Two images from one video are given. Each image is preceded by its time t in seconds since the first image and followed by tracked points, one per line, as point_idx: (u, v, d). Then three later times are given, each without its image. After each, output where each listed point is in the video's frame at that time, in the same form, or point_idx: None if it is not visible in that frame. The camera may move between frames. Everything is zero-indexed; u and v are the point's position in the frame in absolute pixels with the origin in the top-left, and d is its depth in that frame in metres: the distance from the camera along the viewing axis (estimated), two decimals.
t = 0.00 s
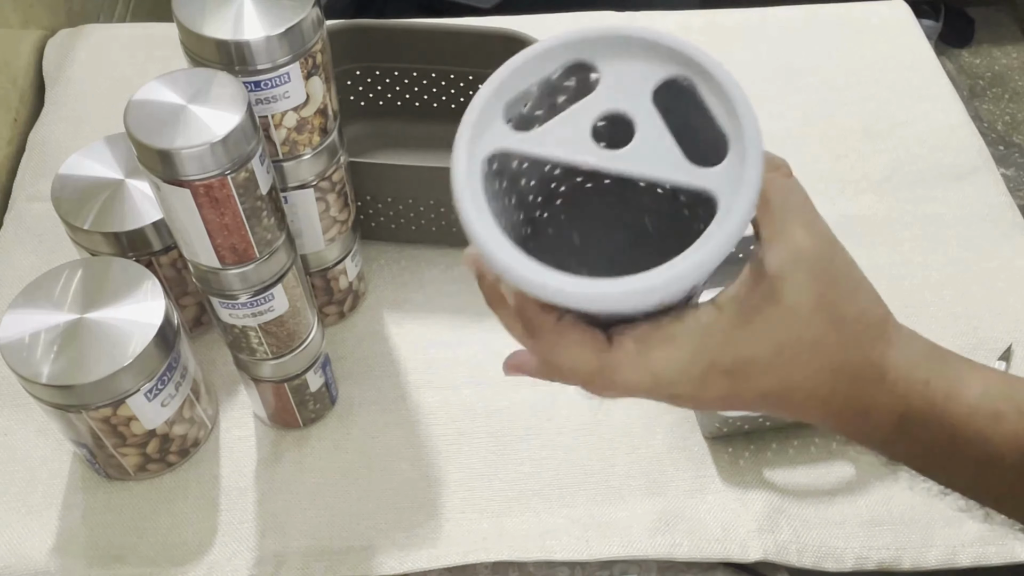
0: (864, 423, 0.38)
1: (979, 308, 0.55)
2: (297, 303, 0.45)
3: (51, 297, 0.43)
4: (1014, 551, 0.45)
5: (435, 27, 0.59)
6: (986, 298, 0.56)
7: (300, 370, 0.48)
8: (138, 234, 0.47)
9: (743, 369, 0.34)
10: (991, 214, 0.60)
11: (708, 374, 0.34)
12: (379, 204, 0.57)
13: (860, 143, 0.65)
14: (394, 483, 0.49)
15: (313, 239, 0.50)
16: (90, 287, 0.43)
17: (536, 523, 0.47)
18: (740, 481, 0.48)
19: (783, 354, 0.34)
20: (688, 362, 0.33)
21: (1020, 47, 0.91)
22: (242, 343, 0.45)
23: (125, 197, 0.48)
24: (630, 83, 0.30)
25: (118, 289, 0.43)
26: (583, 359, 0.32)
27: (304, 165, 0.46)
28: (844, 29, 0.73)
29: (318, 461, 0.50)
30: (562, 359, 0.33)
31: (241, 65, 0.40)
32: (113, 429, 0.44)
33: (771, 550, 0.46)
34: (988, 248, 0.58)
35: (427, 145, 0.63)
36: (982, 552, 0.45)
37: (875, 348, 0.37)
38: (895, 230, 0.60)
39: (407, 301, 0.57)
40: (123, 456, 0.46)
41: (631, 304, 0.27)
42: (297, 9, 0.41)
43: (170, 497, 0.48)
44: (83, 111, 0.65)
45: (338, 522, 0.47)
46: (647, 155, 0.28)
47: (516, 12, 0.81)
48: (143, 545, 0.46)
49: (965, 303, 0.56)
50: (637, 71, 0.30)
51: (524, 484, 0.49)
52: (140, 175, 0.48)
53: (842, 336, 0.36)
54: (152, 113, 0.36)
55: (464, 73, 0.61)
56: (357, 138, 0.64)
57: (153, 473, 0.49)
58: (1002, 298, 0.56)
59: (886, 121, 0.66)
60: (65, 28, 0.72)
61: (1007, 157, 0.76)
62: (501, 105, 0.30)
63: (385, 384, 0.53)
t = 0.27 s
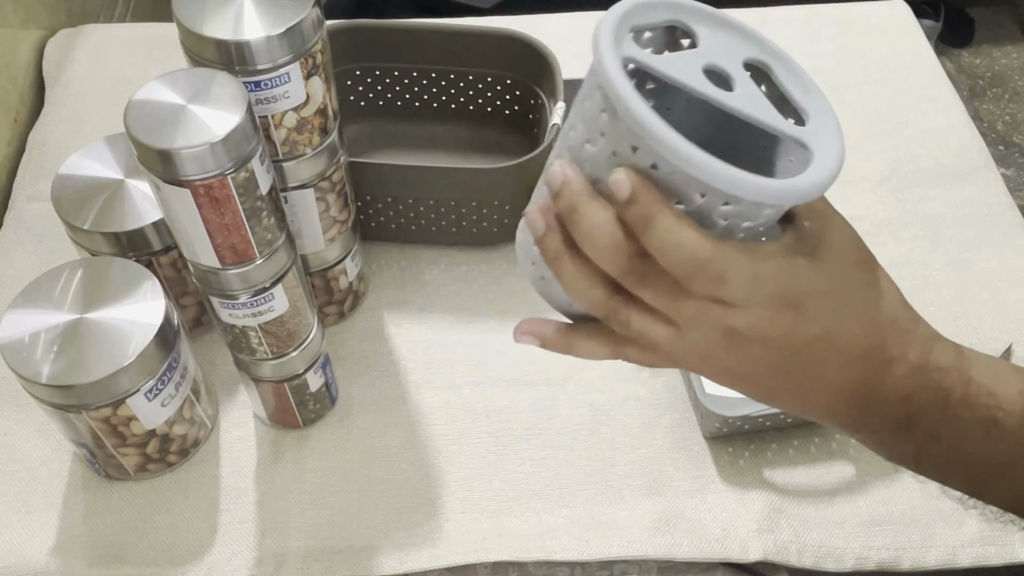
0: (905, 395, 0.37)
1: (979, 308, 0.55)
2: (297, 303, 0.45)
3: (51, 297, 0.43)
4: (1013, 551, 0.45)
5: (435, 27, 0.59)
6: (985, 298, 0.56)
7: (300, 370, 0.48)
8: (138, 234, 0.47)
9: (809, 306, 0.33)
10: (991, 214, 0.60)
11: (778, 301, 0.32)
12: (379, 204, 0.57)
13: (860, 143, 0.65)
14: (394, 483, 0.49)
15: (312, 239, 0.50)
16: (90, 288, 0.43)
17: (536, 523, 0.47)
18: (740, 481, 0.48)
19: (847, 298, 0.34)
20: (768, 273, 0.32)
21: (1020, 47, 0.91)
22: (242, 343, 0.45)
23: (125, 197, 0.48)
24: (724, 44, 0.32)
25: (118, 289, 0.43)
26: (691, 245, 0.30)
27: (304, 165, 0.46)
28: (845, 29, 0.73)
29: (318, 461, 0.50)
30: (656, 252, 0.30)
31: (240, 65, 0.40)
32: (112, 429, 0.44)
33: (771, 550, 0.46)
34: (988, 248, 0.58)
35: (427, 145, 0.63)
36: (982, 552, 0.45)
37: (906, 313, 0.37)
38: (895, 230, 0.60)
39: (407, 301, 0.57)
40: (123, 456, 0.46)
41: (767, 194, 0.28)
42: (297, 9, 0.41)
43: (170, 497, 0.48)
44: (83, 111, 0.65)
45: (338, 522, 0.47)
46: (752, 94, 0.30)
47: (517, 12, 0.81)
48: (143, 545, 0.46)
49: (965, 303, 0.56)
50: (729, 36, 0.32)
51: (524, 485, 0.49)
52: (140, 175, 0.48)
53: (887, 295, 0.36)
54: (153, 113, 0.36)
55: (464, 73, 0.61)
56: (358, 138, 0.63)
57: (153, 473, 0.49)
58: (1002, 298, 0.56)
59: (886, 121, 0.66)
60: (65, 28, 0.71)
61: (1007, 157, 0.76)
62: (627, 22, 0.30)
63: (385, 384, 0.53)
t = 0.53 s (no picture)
0: (915, 408, 0.38)
1: (979, 308, 0.55)
2: (297, 303, 0.45)
3: (51, 297, 0.43)
4: (1013, 552, 0.45)
5: (435, 27, 0.59)
6: (985, 298, 0.56)
7: (300, 370, 0.48)
8: (138, 234, 0.47)
9: (820, 322, 0.33)
10: (991, 214, 0.60)
11: (792, 313, 0.32)
12: (379, 204, 0.57)
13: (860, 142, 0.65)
14: (394, 483, 0.49)
15: (312, 239, 0.50)
16: (90, 288, 0.43)
17: (536, 523, 0.47)
18: (740, 481, 0.48)
19: (859, 313, 0.34)
20: (782, 288, 0.31)
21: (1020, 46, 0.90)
22: (242, 343, 0.45)
23: (125, 197, 0.48)
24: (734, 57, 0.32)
25: (118, 289, 0.43)
26: (707, 246, 0.29)
27: (304, 165, 0.46)
28: (845, 29, 0.73)
29: (318, 461, 0.50)
30: (672, 259, 0.30)
31: (240, 65, 0.40)
32: (112, 429, 0.44)
33: (771, 550, 0.46)
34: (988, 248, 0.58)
35: (427, 144, 0.63)
36: (981, 552, 0.45)
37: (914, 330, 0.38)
38: (894, 230, 0.60)
39: (407, 301, 0.57)
40: (123, 456, 0.46)
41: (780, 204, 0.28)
42: (297, 9, 0.41)
43: (170, 497, 0.48)
44: (83, 111, 0.65)
45: (338, 522, 0.47)
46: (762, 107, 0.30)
47: (517, 12, 0.81)
48: (143, 545, 0.46)
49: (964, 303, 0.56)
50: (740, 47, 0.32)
51: (524, 485, 0.49)
52: (140, 175, 0.48)
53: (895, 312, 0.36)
54: (153, 113, 0.36)
55: (464, 73, 0.61)
56: (357, 138, 0.63)
57: (153, 473, 0.49)
58: (1002, 298, 0.56)
59: (886, 121, 0.66)
60: (65, 28, 0.71)
61: (1007, 157, 0.76)
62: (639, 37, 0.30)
63: (385, 384, 0.53)
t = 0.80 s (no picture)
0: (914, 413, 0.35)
1: (979, 308, 0.55)
2: (297, 303, 0.45)
3: (51, 297, 0.43)
4: (1013, 552, 0.45)
5: (435, 27, 0.59)
6: (986, 298, 0.56)
7: (300, 370, 0.48)
8: (138, 234, 0.47)
9: (773, 328, 0.33)
10: (991, 214, 0.60)
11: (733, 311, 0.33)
12: (379, 204, 0.57)
13: (860, 143, 0.65)
14: (395, 483, 0.49)
15: (312, 238, 0.50)
16: (90, 288, 0.43)
17: (536, 523, 0.47)
18: (740, 481, 0.48)
19: (823, 314, 0.33)
20: (708, 287, 0.32)
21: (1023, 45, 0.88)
22: (243, 343, 0.45)
23: (125, 197, 0.48)
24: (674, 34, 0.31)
25: (118, 289, 0.43)
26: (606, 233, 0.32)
27: (304, 165, 0.46)
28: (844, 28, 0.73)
29: (318, 461, 0.50)
30: (583, 247, 0.33)
31: (241, 65, 0.40)
32: (112, 429, 0.44)
33: (772, 550, 0.46)
34: (988, 248, 0.58)
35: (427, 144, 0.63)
36: (981, 552, 0.45)
37: (913, 338, 0.35)
38: (895, 229, 0.60)
39: (407, 301, 0.57)
40: (123, 456, 0.46)
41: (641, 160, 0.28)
42: (297, 10, 0.41)
43: (170, 497, 0.48)
44: (83, 111, 0.65)
45: (338, 522, 0.47)
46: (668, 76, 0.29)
47: (517, 12, 0.81)
48: (142, 545, 0.46)
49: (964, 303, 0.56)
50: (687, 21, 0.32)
51: (524, 485, 0.49)
52: (140, 175, 0.48)
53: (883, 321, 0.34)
54: (153, 113, 0.36)
55: (464, 73, 0.61)
56: (357, 138, 0.63)
57: (153, 473, 0.49)
58: (1002, 298, 0.56)
59: (886, 121, 0.66)
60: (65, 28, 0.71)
61: (1007, 158, 0.75)
62: (576, 66, 0.33)
63: (384, 384, 0.53)
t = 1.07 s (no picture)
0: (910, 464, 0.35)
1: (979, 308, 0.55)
2: (297, 303, 0.45)
3: (51, 297, 0.43)
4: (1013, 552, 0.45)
5: (435, 27, 0.59)
6: (986, 298, 0.56)
7: (300, 370, 0.48)
8: (138, 234, 0.47)
9: (747, 359, 0.34)
10: (991, 213, 0.60)
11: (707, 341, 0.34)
12: (379, 204, 0.57)
13: (860, 143, 0.65)
14: (395, 483, 0.49)
15: (312, 238, 0.50)
16: (90, 288, 0.43)
17: (536, 523, 0.47)
18: (740, 481, 0.48)
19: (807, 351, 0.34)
20: (676, 321, 0.34)
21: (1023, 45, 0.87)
22: (243, 343, 0.45)
23: (125, 197, 0.48)
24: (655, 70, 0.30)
25: (118, 289, 0.43)
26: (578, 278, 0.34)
27: (304, 165, 0.46)
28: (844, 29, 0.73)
29: (318, 461, 0.50)
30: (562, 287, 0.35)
31: (241, 65, 0.40)
32: (113, 429, 0.44)
33: (772, 550, 0.46)
34: (988, 248, 0.58)
35: (427, 144, 0.63)
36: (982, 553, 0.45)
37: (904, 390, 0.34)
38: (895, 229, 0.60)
39: (407, 301, 0.57)
40: (123, 456, 0.46)
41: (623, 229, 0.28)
42: (297, 9, 0.41)
43: (170, 497, 0.48)
44: (83, 111, 0.65)
45: (338, 522, 0.47)
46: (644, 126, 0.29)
47: (516, 11, 0.81)
48: (142, 545, 0.46)
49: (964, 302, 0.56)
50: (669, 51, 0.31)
51: (524, 485, 0.49)
52: (140, 175, 0.48)
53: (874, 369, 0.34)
54: (152, 114, 0.36)
55: (464, 73, 0.61)
56: (357, 138, 0.63)
57: (153, 473, 0.49)
58: (1002, 298, 0.56)
59: (886, 121, 0.66)
60: (65, 28, 0.71)
61: (1007, 158, 0.75)
62: (569, 100, 0.33)
63: (384, 384, 0.53)
